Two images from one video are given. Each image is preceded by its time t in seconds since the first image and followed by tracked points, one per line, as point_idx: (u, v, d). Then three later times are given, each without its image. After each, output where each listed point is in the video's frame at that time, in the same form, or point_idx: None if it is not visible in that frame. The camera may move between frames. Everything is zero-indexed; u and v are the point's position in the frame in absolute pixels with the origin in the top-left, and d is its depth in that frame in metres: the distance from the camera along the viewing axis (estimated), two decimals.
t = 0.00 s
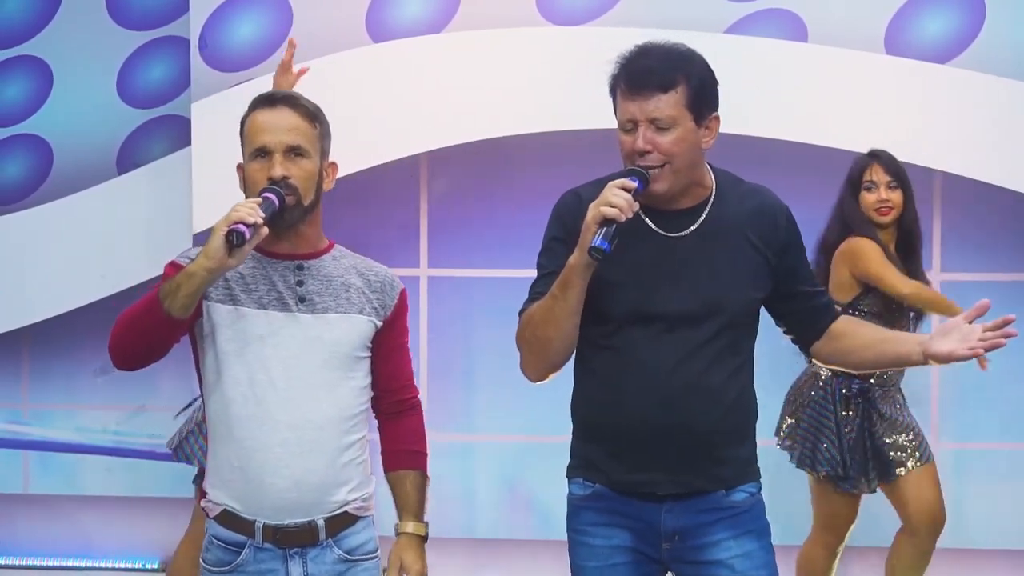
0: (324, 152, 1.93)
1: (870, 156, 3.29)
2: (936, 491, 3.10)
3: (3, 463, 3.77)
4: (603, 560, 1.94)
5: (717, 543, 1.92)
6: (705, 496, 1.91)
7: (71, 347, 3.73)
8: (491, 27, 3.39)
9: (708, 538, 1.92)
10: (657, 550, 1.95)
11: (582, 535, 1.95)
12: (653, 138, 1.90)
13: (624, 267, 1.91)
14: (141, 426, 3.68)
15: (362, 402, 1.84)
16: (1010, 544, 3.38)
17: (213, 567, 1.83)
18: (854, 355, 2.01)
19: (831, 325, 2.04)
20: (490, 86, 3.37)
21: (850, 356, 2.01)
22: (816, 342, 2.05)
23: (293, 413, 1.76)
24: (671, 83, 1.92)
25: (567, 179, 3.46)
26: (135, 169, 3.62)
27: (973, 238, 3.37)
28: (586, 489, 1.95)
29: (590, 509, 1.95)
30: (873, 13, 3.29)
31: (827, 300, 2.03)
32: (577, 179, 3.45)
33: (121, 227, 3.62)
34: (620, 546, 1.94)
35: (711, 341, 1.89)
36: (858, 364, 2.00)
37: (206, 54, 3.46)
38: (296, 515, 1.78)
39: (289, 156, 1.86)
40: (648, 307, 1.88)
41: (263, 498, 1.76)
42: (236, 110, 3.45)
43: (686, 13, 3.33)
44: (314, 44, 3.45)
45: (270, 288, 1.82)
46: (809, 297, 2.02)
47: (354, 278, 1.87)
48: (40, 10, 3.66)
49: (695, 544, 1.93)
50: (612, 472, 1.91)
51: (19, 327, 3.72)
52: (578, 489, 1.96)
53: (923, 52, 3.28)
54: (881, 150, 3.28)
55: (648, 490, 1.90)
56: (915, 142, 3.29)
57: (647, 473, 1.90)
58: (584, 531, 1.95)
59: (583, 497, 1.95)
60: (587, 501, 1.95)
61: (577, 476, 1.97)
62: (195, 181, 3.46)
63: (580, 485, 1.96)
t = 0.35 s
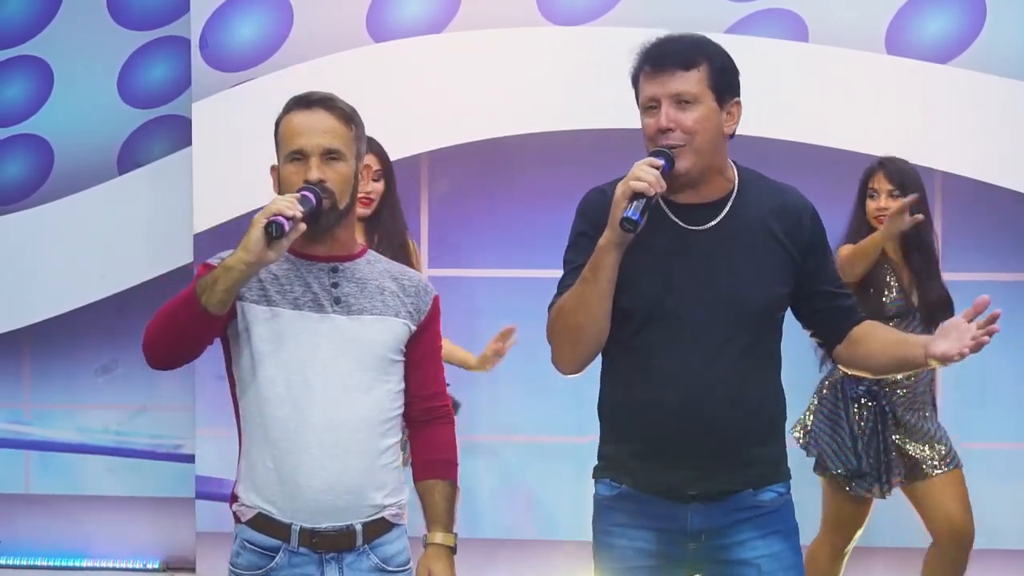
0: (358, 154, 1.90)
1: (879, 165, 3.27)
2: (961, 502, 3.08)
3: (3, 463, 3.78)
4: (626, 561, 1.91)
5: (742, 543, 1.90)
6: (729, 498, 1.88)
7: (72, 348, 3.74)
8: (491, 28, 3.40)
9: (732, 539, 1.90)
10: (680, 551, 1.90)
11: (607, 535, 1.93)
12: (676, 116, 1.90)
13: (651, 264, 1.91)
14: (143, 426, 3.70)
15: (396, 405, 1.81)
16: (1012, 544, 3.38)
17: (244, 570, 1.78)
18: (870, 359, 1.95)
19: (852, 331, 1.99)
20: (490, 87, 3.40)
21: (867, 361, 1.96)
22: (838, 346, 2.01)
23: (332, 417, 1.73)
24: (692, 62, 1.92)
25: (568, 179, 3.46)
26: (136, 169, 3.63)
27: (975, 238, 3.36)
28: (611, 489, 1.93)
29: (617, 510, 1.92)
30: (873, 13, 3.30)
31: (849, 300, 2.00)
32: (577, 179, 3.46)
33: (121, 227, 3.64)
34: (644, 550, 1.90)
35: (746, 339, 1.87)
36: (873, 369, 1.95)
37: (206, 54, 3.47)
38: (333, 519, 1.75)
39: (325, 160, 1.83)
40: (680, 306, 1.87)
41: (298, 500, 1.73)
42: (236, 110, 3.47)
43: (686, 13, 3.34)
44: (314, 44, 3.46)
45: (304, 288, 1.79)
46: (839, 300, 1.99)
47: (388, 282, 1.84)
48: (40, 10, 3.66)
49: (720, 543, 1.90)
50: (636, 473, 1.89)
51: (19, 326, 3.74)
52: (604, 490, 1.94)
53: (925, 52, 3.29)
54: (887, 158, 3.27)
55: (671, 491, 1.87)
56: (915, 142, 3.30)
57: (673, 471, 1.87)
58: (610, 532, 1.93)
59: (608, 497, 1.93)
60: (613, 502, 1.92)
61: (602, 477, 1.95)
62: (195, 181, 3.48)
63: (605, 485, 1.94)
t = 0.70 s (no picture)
0: (386, 155, 1.82)
1: (938, 157, 3.23)
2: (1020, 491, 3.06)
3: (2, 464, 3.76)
4: (660, 565, 1.86)
5: (773, 545, 1.83)
6: (768, 496, 1.82)
7: (72, 348, 3.72)
8: (491, 28, 3.39)
9: (762, 541, 1.83)
10: (710, 552, 1.85)
11: (640, 538, 1.89)
12: (717, 106, 1.85)
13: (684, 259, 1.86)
14: (143, 426, 3.69)
15: (418, 409, 1.72)
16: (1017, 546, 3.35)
17: (261, 567, 1.67)
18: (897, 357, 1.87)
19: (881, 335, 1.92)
20: (490, 87, 3.39)
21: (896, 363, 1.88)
22: (868, 350, 1.94)
23: (351, 416, 1.64)
24: (736, 55, 1.89)
25: (568, 178, 3.43)
26: (137, 169, 3.63)
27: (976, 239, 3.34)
28: (648, 493, 1.88)
29: (652, 515, 1.88)
30: (875, 13, 3.28)
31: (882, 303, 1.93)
32: (580, 179, 3.43)
33: (121, 227, 3.62)
34: (675, 555, 1.85)
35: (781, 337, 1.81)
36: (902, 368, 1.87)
37: (206, 54, 3.45)
38: (353, 520, 1.65)
39: (350, 161, 1.76)
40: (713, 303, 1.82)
41: (317, 502, 1.64)
42: (236, 111, 3.45)
43: (686, 13, 3.33)
44: (315, 44, 3.44)
45: (328, 291, 1.72)
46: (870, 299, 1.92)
47: (413, 285, 1.75)
48: (40, 10, 3.65)
49: (755, 547, 1.84)
50: (672, 471, 1.84)
51: (19, 327, 3.72)
52: (638, 493, 1.90)
53: (926, 53, 3.27)
54: (948, 149, 3.23)
55: (705, 486, 1.82)
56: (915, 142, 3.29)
57: (709, 468, 1.82)
58: (643, 535, 1.88)
59: (644, 501, 1.88)
60: (648, 505, 1.88)
61: (639, 480, 1.90)
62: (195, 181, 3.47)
63: (642, 489, 1.90)
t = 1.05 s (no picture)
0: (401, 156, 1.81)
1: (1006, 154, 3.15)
2: None
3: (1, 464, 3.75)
4: (674, 562, 1.90)
5: (789, 544, 1.86)
6: (786, 496, 1.85)
7: (73, 347, 3.72)
8: (491, 28, 3.39)
9: (779, 540, 1.86)
10: (727, 551, 1.88)
11: (656, 534, 1.92)
12: (743, 106, 1.87)
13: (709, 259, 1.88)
14: (144, 426, 3.69)
15: (420, 413, 1.72)
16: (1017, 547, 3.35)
17: (260, 567, 1.66)
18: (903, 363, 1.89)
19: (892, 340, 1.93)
20: (490, 87, 3.38)
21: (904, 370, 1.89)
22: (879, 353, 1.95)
23: (358, 415, 1.63)
24: (763, 56, 1.90)
25: (569, 180, 3.43)
26: (138, 169, 3.62)
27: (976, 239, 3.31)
28: (665, 490, 1.91)
29: (668, 512, 1.91)
30: (876, 13, 3.28)
31: (900, 310, 1.94)
32: (581, 180, 3.42)
33: (122, 227, 3.62)
34: (688, 553, 1.89)
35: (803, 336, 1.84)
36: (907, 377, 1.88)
37: (206, 54, 3.44)
38: (354, 520, 1.64)
39: (366, 158, 1.73)
40: (739, 301, 1.85)
41: (322, 502, 1.62)
42: (236, 111, 3.44)
43: (687, 13, 3.33)
44: (314, 44, 3.44)
45: (339, 291, 1.70)
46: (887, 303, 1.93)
47: (421, 290, 1.75)
48: (39, 10, 3.64)
49: (768, 546, 1.87)
50: (689, 469, 1.87)
51: (19, 327, 3.71)
52: (656, 491, 1.93)
53: (926, 53, 3.27)
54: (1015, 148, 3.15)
55: (722, 486, 1.84)
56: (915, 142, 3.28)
57: (728, 466, 1.84)
58: (658, 532, 1.92)
59: (661, 499, 1.91)
60: (665, 503, 1.91)
61: (656, 479, 1.94)
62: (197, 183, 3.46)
63: (659, 487, 1.93)
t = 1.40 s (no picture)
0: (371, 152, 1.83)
1: None
2: None
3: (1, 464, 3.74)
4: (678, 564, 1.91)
5: (794, 543, 1.88)
6: (791, 498, 1.87)
7: (72, 347, 3.71)
8: (491, 27, 3.38)
9: (785, 541, 1.88)
10: (733, 553, 1.90)
11: (661, 537, 1.94)
12: (755, 109, 1.91)
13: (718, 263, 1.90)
14: (144, 427, 3.68)
15: (405, 406, 1.72)
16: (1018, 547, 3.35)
17: (247, 570, 1.67)
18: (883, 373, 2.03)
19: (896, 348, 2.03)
20: (490, 87, 3.37)
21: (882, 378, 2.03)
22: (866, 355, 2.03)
23: (340, 413, 1.63)
24: (775, 59, 1.95)
25: (569, 180, 3.41)
26: (138, 169, 3.61)
27: (977, 240, 3.30)
28: (670, 494, 1.93)
29: (674, 515, 1.92)
30: (877, 13, 3.27)
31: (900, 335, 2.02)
32: (581, 180, 3.41)
33: (122, 227, 3.61)
34: (695, 556, 1.90)
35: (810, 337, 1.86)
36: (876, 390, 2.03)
37: (207, 54, 3.44)
38: (341, 518, 1.65)
39: (342, 153, 1.75)
40: (745, 305, 1.87)
41: (308, 501, 1.63)
42: (236, 111, 3.44)
43: (688, 13, 3.32)
44: (314, 44, 3.43)
45: (319, 286, 1.70)
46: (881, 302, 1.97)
47: (398, 284, 1.76)
48: (39, 10, 3.64)
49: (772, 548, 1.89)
50: (694, 471, 1.88)
51: (19, 327, 3.71)
52: (661, 494, 1.95)
53: (927, 53, 3.26)
54: None
55: (732, 489, 1.85)
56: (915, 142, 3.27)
57: (733, 467, 1.86)
58: (663, 536, 1.94)
59: (667, 502, 1.93)
60: (671, 506, 1.93)
61: (661, 481, 1.95)
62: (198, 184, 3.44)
63: (662, 490, 1.95)
